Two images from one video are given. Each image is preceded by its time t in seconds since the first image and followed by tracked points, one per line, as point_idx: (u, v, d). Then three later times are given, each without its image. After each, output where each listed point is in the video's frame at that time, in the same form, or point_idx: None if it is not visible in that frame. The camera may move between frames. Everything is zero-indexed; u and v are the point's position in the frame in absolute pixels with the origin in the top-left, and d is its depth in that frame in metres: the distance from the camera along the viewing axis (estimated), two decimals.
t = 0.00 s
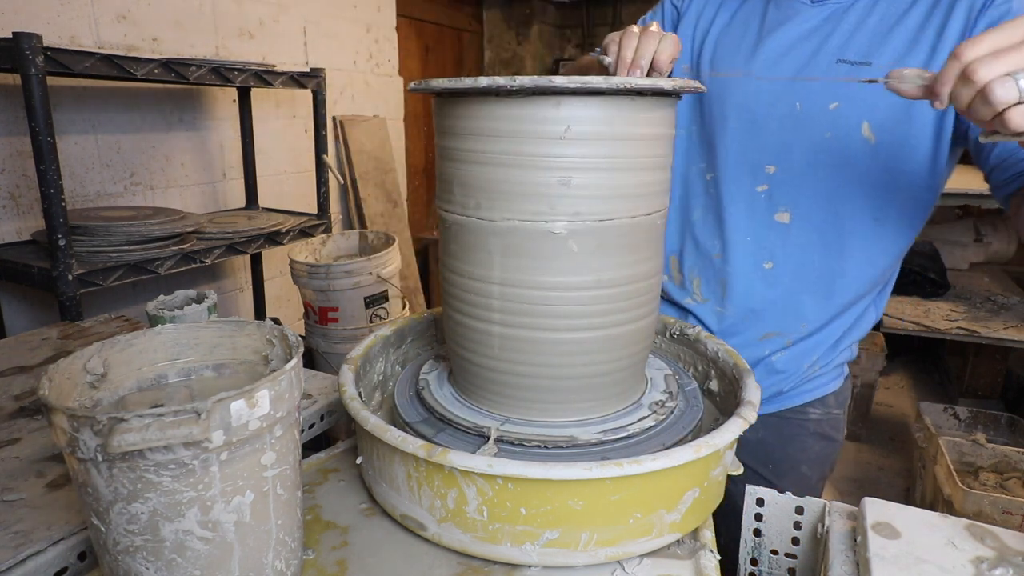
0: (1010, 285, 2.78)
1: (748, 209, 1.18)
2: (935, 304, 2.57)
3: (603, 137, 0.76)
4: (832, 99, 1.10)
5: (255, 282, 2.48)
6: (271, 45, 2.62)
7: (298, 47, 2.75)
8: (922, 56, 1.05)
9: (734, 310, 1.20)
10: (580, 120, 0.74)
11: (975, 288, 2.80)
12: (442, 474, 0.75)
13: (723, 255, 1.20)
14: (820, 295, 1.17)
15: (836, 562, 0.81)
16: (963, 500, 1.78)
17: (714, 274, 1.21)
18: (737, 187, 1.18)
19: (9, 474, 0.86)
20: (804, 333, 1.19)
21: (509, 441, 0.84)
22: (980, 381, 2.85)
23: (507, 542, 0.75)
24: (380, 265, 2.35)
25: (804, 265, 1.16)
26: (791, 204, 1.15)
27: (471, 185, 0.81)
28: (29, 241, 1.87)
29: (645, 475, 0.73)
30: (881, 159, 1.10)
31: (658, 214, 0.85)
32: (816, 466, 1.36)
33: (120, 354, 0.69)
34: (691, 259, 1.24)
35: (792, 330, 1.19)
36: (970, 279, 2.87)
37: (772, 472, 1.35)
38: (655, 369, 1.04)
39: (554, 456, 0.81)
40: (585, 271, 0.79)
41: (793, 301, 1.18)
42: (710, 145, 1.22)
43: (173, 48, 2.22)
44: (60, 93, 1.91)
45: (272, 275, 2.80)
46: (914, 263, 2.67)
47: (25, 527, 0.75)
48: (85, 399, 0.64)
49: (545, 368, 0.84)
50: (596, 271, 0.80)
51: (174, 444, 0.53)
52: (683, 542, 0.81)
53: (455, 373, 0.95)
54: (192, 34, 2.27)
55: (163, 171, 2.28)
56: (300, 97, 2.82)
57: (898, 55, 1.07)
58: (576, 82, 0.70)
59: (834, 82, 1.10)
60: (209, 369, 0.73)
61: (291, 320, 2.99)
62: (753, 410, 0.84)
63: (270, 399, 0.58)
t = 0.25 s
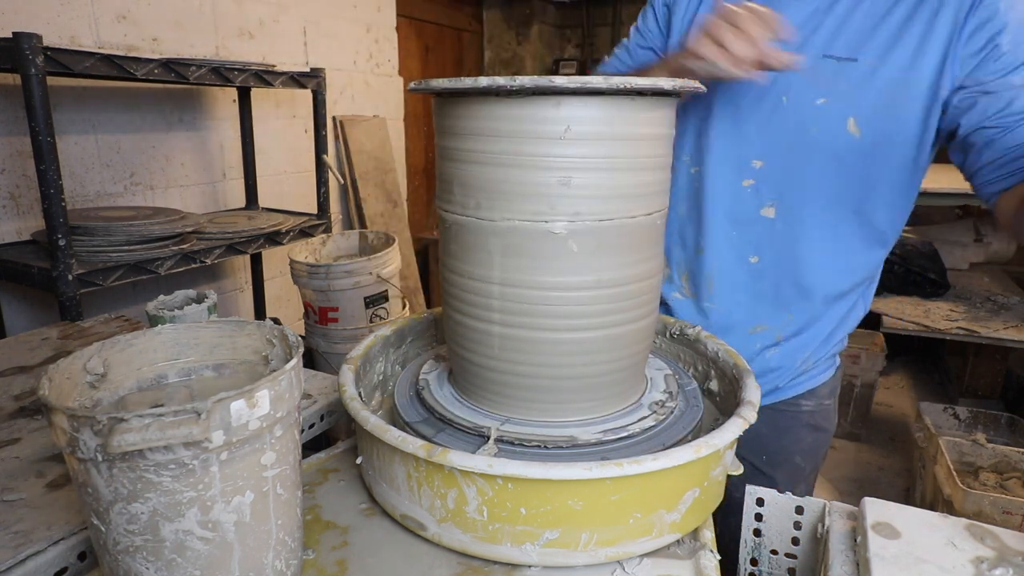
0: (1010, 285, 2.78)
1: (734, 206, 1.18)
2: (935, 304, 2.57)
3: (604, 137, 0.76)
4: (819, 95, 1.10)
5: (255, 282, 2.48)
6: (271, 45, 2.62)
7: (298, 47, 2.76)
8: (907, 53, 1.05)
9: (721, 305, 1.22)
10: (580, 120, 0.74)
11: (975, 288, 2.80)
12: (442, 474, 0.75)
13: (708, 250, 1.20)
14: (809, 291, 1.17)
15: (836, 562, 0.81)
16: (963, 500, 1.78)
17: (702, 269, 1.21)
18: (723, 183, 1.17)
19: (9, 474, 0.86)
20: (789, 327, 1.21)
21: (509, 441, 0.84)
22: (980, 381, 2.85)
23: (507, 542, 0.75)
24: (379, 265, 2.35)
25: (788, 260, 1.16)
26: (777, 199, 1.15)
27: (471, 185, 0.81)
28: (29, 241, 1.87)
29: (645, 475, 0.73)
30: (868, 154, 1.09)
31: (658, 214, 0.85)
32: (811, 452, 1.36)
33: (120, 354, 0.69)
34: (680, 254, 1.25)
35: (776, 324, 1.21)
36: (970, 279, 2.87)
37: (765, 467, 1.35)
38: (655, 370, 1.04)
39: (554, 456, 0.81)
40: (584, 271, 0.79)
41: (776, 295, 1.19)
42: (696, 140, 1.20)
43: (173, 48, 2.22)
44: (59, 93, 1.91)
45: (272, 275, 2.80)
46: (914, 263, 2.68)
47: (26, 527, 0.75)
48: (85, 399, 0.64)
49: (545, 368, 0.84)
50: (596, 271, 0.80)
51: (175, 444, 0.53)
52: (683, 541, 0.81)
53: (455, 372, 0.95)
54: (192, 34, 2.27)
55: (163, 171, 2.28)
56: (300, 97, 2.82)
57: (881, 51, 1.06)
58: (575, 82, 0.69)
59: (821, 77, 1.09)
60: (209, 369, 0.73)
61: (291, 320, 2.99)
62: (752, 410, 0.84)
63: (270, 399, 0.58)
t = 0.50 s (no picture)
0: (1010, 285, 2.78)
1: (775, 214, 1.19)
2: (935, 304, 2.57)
3: (604, 137, 0.76)
4: (861, 106, 1.14)
5: (255, 282, 2.48)
6: (271, 45, 2.62)
7: (298, 47, 2.75)
8: (929, 55, 1.14)
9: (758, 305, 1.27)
10: (580, 120, 0.74)
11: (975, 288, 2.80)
12: (442, 474, 0.75)
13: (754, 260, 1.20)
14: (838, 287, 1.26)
15: (836, 562, 0.81)
16: (963, 500, 1.78)
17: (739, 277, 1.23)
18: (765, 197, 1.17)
19: (9, 473, 0.86)
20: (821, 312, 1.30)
21: (509, 441, 0.84)
22: (980, 381, 2.85)
23: (507, 542, 0.75)
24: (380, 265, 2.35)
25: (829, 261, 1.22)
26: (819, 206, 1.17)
27: (471, 185, 0.80)
28: (29, 241, 1.87)
29: (645, 475, 0.73)
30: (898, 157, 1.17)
31: (658, 214, 0.85)
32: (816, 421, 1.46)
33: (120, 354, 0.69)
34: (714, 265, 1.22)
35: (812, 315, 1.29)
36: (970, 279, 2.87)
37: (780, 445, 1.44)
38: (655, 370, 1.04)
39: (554, 456, 0.81)
40: (585, 271, 0.79)
41: (814, 290, 1.25)
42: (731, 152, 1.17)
43: (173, 48, 2.22)
44: (59, 93, 1.91)
45: (272, 275, 2.80)
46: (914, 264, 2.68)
47: (25, 527, 0.75)
48: (85, 399, 0.64)
49: (547, 368, 0.84)
50: (597, 271, 0.80)
51: (174, 444, 0.52)
52: (683, 541, 0.81)
53: (455, 372, 0.95)
54: (193, 34, 2.27)
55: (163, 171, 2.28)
56: (300, 97, 2.81)
57: (908, 51, 1.13)
58: (576, 82, 0.69)
59: (859, 89, 1.13)
60: (209, 369, 0.73)
61: (291, 320, 2.99)
62: (753, 410, 0.84)
63: (270, 399, 0.58)
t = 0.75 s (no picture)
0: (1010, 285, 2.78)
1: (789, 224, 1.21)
2: (935, 304, 2.57)
3: (604, 137, 0.76)
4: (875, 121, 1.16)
5: (255, 282, 2.48)
6: (271, 45, 2.62)
7: (298, 47, 2.75)
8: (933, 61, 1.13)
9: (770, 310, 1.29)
10: (581, 121, 0.74)
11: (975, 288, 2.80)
12: (442, 474, 0.75)
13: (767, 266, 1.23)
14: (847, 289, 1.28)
15: (836, 562, 0.81)
16: (963, 500, 1.78)
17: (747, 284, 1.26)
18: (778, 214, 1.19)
19: (9, 473, 0.86)
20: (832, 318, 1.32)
21: (509, 441, 0.84)
22: (980, 381, 2.85)
23: (507, 542, 0.75)
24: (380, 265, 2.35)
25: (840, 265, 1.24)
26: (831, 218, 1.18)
27: (470, 185, 0.80)
28: (29, 241, 1.87)
29: (645, 475, 0.73)
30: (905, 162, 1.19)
31: (658, 214, 0.85)
32: (824, 410, 1.46)
33: (120, 354, 0.69)
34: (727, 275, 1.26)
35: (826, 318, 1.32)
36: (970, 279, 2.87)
37: (786, 437, 1.41)
38: (655, 370, 1.04)
39: (555, 456, 0.81)
40: (585, 271, 0.79)
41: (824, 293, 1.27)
42: (740, 168, 1.17)
43: (173, 48, 2.22)
44: (59, 93, 1.91)
45: (272, 275, 2.80)
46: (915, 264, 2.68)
47: (25, 527, 0.75)
48: (85, 399, 0.64)
49: (548, 368, 0.84)
50: (597, 271, 0.80)
51: (174, 444, 0.52)
52: (683, 541, 0.81)
53: (455, 372, 0.95)
54: (193, 34, 2.27)
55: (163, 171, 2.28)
56: (300, 97, 2.81)
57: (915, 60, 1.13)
58: (576, 83, 0.69)
59: (871, 104, 1.15)
60: (209, 369, 0.73)
61: (291, 320, 2.99)
62: (753, 410, 0.84)
63: (270, 399, 0.58)
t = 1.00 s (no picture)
0: (1010, 285, 2.78)
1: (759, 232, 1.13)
2: (935, 304, 2.58)
3: (604, 137, 0.76)
4: (834, 113, 1.06)
5: (255, 283, 2.48)
6: (271, 45, 2.62)
7: (298, 47, 2.75)
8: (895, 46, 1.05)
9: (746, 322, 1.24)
10: (581, 121, 0.74)
11: (975, 288, 2.80)
12: (442, 474, 0.75)
13: (739, 283, 1.18)
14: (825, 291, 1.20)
15: (836, 562, 0.81)
16: (963, 500, 1.78)
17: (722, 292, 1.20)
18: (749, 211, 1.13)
19: (9, 474, 0.86)
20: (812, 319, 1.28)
21: (509, 441, 0.84)
22: (980, 381, 2.85)
23: (507, 542, 0.75)
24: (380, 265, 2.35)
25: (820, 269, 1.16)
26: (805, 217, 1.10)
27: (471, 185, 0.80)
28: (29, 241, 1.87)
29: (645, 475, 0.73)
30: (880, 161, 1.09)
31: (659, 214, 0.85)
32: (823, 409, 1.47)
33: (120, 353, 0.69)
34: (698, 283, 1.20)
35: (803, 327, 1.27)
36: (971, 279, 2.88)
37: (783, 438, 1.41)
38: (655, 370, 1.04)
39: (555, 456, 0.81)
40: (585, 270, 0.79)
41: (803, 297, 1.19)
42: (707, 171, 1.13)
43: (173, 48, 2.22)
44: (59, 93, 1.91)
45: (272, 275, 2.80)
46: (914, 264, 2.68)
47: (25, 527, 0.75)
48: (85, 399, 0.64)
49: (548, 368, 0.84)
50: (597, 271, 0.80)
51: (175, 444, 0.52)
52: (683, 541, 0.81)
53: (455, 372, 0.95)
54: (193, 34, 2.27)
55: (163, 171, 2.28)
56: (300, 97, 2.81)
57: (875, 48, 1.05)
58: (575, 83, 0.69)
59: (833, 93, 1.06)
60: (209, 369, 0.73)
61: (291, 320, 2.99)
62: (753, 410, 0.84)
63: (270, 399, 0.58)
